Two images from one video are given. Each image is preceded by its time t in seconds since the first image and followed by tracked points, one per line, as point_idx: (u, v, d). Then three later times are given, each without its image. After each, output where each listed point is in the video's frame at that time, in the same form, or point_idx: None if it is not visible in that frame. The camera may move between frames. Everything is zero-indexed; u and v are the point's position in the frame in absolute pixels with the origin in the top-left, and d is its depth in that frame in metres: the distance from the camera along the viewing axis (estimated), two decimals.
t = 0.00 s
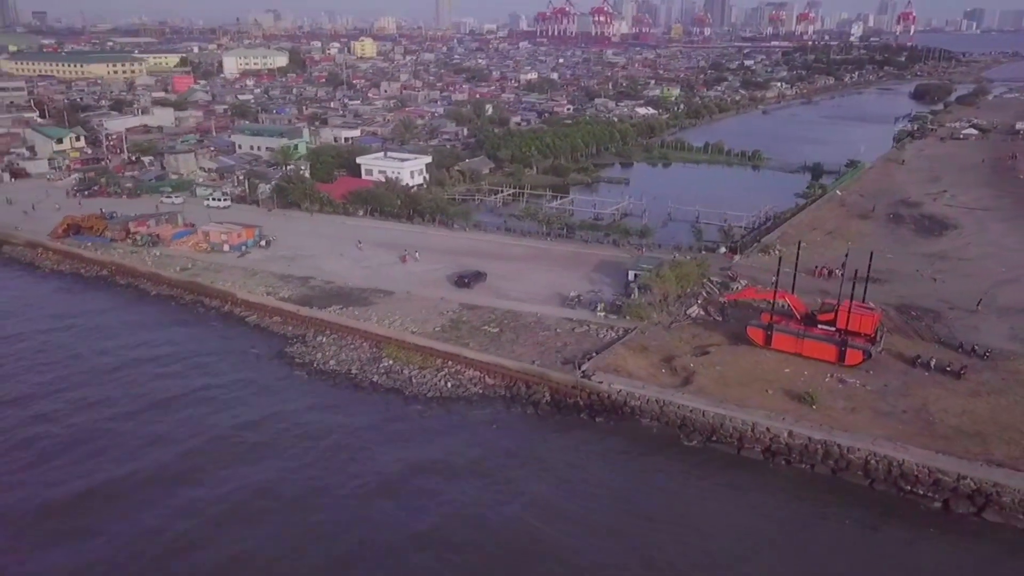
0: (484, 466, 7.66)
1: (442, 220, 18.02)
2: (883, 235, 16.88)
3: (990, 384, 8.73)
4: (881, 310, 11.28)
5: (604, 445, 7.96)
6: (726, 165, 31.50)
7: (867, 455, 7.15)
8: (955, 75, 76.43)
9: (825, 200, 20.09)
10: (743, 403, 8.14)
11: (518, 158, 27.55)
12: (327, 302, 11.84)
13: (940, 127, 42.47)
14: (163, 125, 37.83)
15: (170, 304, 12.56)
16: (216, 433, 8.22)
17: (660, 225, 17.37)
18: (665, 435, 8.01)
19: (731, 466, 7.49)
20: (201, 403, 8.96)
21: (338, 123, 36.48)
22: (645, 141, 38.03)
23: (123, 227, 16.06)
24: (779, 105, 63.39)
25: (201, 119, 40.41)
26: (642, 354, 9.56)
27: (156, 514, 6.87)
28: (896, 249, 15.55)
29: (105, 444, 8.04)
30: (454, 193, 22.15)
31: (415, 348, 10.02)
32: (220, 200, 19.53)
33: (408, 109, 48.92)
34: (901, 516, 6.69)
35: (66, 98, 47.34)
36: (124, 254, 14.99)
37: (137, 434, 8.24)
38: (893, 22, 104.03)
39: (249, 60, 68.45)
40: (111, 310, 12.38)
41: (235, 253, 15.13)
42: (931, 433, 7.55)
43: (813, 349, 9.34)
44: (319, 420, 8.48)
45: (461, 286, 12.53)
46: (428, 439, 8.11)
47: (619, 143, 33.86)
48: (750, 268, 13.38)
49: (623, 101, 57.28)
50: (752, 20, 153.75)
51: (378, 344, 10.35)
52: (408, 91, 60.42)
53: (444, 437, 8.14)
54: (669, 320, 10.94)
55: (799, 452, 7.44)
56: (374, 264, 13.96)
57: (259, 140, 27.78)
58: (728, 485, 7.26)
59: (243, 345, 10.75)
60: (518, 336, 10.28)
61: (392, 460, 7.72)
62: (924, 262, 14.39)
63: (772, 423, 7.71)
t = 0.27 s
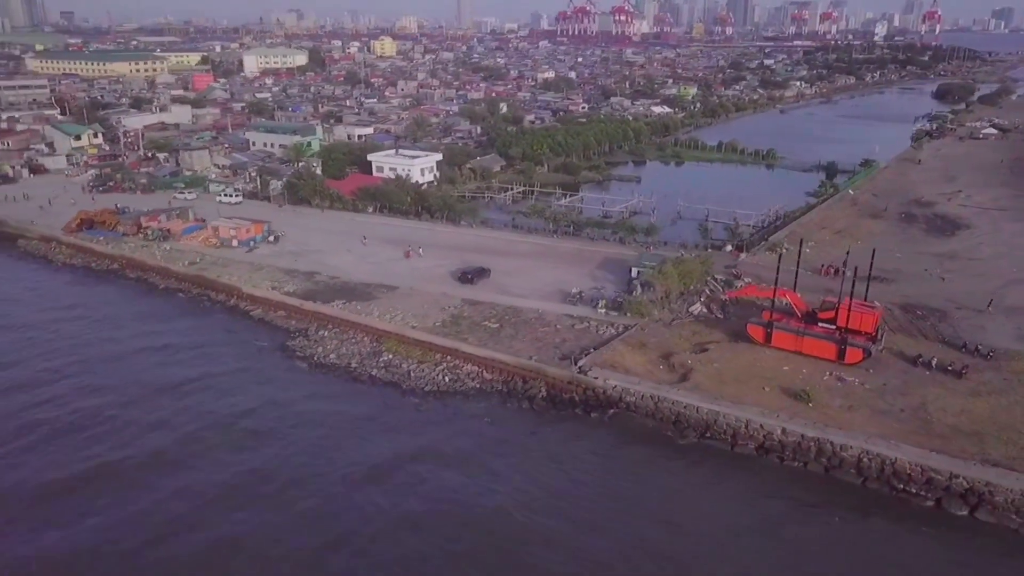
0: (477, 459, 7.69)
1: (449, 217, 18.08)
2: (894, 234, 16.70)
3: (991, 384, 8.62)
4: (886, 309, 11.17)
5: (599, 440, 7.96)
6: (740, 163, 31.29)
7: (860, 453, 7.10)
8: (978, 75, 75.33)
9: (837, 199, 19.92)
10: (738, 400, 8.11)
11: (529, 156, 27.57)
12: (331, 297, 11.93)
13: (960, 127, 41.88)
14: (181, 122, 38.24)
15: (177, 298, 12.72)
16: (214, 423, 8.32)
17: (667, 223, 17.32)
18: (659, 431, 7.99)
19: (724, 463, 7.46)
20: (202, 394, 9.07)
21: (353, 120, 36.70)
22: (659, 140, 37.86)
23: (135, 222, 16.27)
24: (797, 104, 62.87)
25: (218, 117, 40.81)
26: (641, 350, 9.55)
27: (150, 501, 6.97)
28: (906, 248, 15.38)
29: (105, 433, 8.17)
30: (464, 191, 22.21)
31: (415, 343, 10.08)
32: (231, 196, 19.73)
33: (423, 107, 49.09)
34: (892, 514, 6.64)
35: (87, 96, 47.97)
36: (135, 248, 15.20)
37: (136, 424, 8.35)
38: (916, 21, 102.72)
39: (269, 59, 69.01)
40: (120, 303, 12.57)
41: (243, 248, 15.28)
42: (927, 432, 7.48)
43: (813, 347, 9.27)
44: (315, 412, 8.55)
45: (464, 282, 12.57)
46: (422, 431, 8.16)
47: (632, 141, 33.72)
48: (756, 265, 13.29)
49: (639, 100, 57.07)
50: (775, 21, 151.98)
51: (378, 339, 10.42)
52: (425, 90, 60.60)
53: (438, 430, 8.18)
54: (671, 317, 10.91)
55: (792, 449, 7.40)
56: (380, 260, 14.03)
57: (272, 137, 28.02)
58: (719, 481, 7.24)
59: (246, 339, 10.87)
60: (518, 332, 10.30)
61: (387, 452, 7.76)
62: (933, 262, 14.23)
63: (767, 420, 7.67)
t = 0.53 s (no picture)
0: (470, 452, 7.72)
1: (457, 214, 18.13)
2: (904, 233, 16.53)
3: (992, 384, 8.53)
4: (890, 308, 11.07)
5: (592, 434, 7.96)
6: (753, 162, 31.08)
7: (853, 450, 7.06)
8: (1003, 74, 74.17)
9: (848, 198, 19.73)
10: (732, 396, 8.09)
11: (541, 154, 27.58)
12: (334, 291, 12.02)
13: (981, 127, 41.25)
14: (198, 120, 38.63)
15: (184, 292, 12.88)
16: (212, 414, 8.43)
17: (675, 221, 17.26)
18: (653, 427, 7.99)
19: (716, 458, 7.45)
20: (202, 386, 9.19)
21: (367, 118, 36.86)
22: (673, 138, 37.68)
23: (146, 217, 16.50)
24: (816, 103, 62.30)
25: (235, 115, 41.18)
26: (639, 346, 9.54)
27: (146, 489, 7.09)
28: (916, 247, 15.22)
29: (105, 422, 8.31)
30: (474, 188, 22.25)
31: (414, 337, 10.13)
32: (242, 192, 19.93)
33: (438, 105, 49.19)
34: (883, 512, 6.60)
35: (107, 93, 48.61)
36: (145, 243, 15.41)
37: (136, 414, 8.47)
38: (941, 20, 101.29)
39: (288, 57, 69.50)
40: (129, 297, 12.76)
41: (252, 243, 15.43)
42: (923, 430, 7.41)
43: (812, 345, 9.22)
44: (312, 404, 8.63)
45: (467, 278, 12.61)
46: (417, 424, 8.20)
47: (646, 139, 33.59)
48: (761, 263, 13.21)
49: (655, 99, 56.81)
50: (798, 20, 150.44)
51: (379, 333, 10.49)
52: (441, 88, 60.72)
53: (432, 423, 8.22)
54: (671, 314, 10.89)
55: (785, 446, 7.37)
56: (385, 255, 14.11)
57: (286, 134, 28.25)
58: (709, 477, 7.23)
59: (249, 332, 10.98)
60: (517, 327, 10.33)
61: (380, 444, 7.81)
62: (942, 261, 14.06)
63: (760, 417, 7.65)
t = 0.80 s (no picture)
0: (463, 445, 7.77)
1: (465, 211, 18.21)
2: (914, 232, 16.38)
3: (993, 383, 8.45)
4: (893, 308, 10.98)
5: (586, 429, 7.98)
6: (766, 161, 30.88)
7: (845, 448, 7.04)
8: None
9: (859, 196, 19.56)
10: (727, 393, 8.08)
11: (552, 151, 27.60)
12: (338, 286, 12.12)
13: (1001, 126, 40.68)
14: (214, 117, 39.01)
15: (191, 286, 13.05)
16: (210, 406, 8.55)
17: (682, 219, 17.22)
18: (647, 422, 8.00)
19: (708, 454, 7.44)
20: (203, 378, 9.32)
21: (381, 116, 37.08)
22: (687, 137, 37.54)
23: (158, 212, 16.71)
24: (833, 103, 61.77)
25: (250, 113, 41.55)
26: (637, 342, 9.53)
27: (143, 476, 7.20)
28: (925, 246, 15.06)
29: (106, 413, 8.45)
30: (483, 185, 22.30)
31: (414, 331, 10.20)
32: (253, 188, 20.14)
33: (453, 104, 49.33)
34: (873, 509, 6.57)
35: (127, 91, 49.25)
36: (156, 237, 15.62)
37: (138, 405, 8.62)
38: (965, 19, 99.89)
39: (307, 56, 70.03)
40: (137, 291, 12.94)
41: (260, 238, 15.58)
42: (918, 428, 7.36)
43: (812, 343, 9.18)
44: (310, 396, 8.72)
45: (471, 273, 12.67)
46: (412, 416, 8.26)
47: (659, 138, 33.48)
48: (766, 261, 13.14)
49: (671, 98, 56.58)
50: (819, 20, 149.18)
51: (380, 327, 10.57)
52: (456, 86, 60.88)
53: (427, 416, 8.27)
54: (672, 311, 10.87)
55: (777, 443, 7.36)
56: (390, 251, 14.20)
57: (299, 131, 28.50)
58: (700, 472, 7.23)
59: (253, 326, 11.10)
60: (517, 322, 10.36)
61: (375, 436, 7.88)
62: (951, 261, 13.92)
63: (754, 413, 7.63)
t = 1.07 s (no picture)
0: (456, 437, 7.81)
1: (473, 208, 18.26)
2: (925, 231, 16.20)
3: (993, 382, 8.36)
4: (897, 307, 10.88)
5: (579, 424, 8.00)
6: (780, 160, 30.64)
7: (837, 445, 7.01)
8: None
9: (871, 195, 19.38)
10: (722, 389, 8.06)
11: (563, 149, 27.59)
12: (342, 281, 12.22)
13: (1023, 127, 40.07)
14: (230, 115, 39.38)
15: (198, 280, 13.20)
16: (209, 396, 8.66)
17: (689, 217, 17.16)
18: (641, 418, 8.00)
19: (700, 450, 7.43)
20: (204, 369, 9.43)
21: (395, 114, 37.23)
22: (701, 135, 37.36)
23: (169, 207, 16.92)
24: (852, 102, 61.16)
25: (267, 110, 41.89)
26: (635, 338, 9.53)
27: (139, 462, 7.31)
28: (935, 245, 14.91)
29: (107, 401, 8.58)
30: (493, 183, 22.34)
31: (414, 326, 10.27)
32: (265, 184, 20.33)
33: (468, 102, 49.40)
34: (863, 507, 6.53)
35: (147, 89, 49.82)
36: (166, 232, 15.82)
37: (138, 394, 8.74)
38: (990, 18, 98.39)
39: (326, 55, 70.48)
40: (145, 284, 13.12)
41: (268, 234, 15.73)
42: (912, 427, 7.31)
43: (811, 341, 9.13)
44: (307, 388, 8.80)
45: (474, 270, 12.71)
46: (407, 409, 8.32)
47: (672, 136, 33.35)
48: (771, 260, 13.07)
49: (687, 97, 56.32)
50: (841, 19, 147.73)
51: (380, 322, 10.65)
52: (472, 85, 60.97)
53: (423, 409, 8.32)
54: (674, 308, 10.85)
55: (770, 439, 7.33)
56: (395, 247, 14.28)
57: (312, 129, 28.72)
58: (691, 468, 7.22)
59: (256, 319, 11.21)
60: (517, 318, 10.39)
61: (369, 427, 7.94)
62: (961, 260, 13.76)
63: (747, 410, 7.61)
